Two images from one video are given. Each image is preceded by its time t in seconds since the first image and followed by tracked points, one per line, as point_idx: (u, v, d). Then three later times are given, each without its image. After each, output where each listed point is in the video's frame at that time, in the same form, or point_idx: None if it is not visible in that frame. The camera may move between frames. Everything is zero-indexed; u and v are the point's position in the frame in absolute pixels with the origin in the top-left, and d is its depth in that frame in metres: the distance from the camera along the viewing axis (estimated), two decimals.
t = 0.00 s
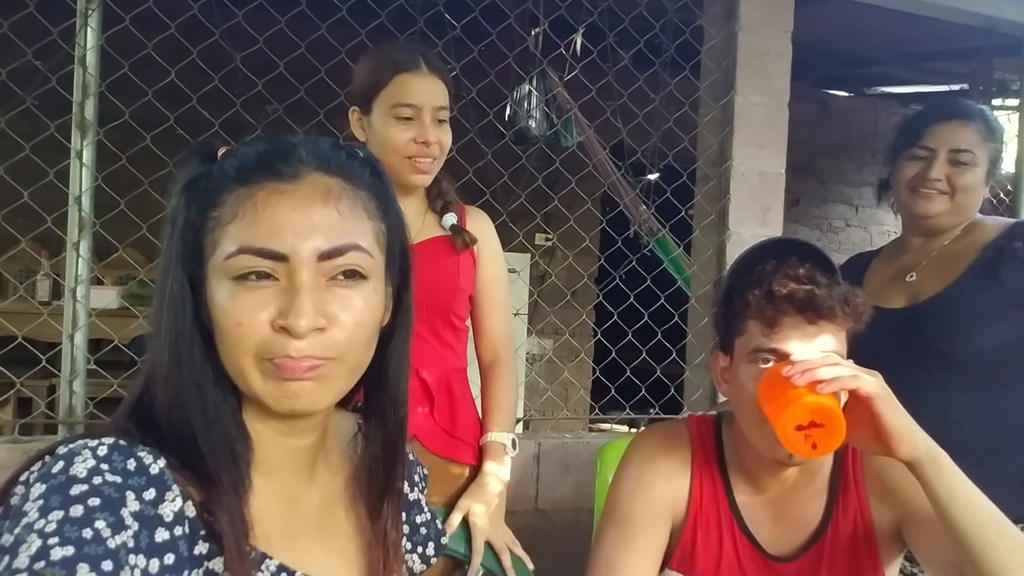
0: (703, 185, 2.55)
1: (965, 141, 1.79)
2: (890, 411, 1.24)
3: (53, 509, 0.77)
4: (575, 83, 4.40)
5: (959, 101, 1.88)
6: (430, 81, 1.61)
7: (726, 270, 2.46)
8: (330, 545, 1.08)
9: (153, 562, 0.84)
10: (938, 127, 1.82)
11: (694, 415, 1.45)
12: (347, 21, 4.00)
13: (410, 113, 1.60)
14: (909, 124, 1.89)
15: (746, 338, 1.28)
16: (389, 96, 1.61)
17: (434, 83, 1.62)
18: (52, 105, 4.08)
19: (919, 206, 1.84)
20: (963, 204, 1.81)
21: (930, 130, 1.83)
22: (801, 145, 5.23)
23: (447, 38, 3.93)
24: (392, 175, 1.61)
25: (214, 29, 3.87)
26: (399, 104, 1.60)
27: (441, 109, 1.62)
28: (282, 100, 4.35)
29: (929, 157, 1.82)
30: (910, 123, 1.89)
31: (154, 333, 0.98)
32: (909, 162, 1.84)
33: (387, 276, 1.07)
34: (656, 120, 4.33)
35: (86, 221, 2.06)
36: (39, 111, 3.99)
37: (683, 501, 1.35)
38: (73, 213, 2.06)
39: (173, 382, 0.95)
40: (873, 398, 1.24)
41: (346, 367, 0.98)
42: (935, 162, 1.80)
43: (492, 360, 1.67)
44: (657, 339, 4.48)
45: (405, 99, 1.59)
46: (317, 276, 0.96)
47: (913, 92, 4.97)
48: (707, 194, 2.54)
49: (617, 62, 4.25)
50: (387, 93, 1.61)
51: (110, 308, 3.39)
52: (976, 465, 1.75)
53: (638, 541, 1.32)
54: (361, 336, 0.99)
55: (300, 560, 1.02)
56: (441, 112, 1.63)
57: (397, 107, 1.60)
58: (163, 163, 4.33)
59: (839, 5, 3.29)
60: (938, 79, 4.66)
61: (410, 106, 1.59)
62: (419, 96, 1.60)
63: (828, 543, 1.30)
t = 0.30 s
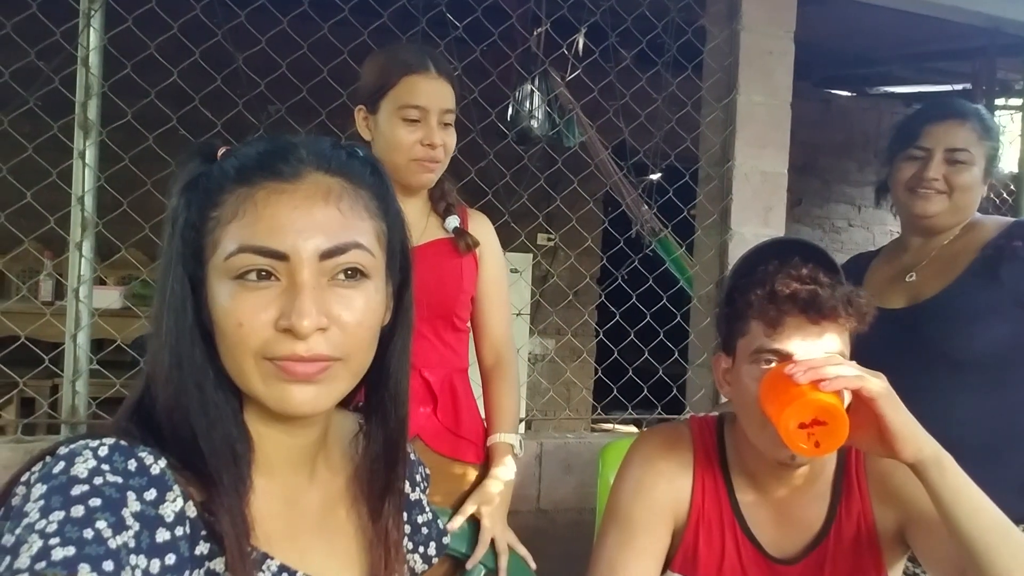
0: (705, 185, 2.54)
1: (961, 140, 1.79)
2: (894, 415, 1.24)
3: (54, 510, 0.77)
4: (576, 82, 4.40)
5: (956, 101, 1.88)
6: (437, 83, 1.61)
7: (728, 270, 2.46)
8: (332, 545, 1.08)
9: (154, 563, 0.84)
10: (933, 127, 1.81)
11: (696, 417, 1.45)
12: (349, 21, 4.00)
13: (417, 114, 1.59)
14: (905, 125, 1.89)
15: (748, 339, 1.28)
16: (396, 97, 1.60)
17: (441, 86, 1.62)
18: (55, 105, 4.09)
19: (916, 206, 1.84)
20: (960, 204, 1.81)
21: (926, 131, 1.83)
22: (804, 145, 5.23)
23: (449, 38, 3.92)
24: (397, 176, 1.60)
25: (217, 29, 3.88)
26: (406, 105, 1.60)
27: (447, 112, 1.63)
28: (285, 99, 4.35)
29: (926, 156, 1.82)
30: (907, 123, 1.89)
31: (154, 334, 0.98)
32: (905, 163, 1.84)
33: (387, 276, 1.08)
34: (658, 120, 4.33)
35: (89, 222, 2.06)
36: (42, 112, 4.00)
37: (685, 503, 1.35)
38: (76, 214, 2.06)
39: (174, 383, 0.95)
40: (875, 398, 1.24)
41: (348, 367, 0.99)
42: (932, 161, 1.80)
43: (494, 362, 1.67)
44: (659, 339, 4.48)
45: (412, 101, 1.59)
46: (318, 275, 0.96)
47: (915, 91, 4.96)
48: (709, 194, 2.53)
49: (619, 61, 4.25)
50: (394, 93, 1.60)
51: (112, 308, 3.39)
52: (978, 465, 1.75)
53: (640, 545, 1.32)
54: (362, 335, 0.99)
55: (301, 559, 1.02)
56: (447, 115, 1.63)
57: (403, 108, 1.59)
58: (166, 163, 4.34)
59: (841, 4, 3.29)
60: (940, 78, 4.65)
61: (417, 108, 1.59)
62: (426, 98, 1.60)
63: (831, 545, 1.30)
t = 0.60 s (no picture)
0: (707, 185, 2.54)
1: (961, 140, 1.79)
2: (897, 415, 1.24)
3: (56, 510, 0.77)
4: (578, 83, 4.41)
5: (955, 101, 1.88)
6: (444, 84, 1.61)
7: (730, 270, 2.46)
8: (334, 545, 1.08)
9: (156, 563, 0.84)
10: (931, 128, 1.81)
11: (697, 417, 1.45)
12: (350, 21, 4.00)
13: (422, 115, 1.59)
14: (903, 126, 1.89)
15: (752, 339, 1.28)
16: (402, 97, 1.61)
17: (447, 87, 1.62)
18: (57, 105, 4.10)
19: (916, 207, 1.84)
20: (959, 204, 1.81)
21: (924, 131, 1.83)
22: (805, 145, 5.22)
23: (450, 38, 3.93)
24: (401, 175, 1.61)
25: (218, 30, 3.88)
26: (412, 106, 1.60)
27: (453, 114, 1.62)
28: (286, 99, 4.35)
29: (925, 157, 1.82)
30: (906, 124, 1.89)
31: (156, 334, 0.98)
32: (905, 163, 1.84)
33: (388, 275, 1.08)
34: (660, 120, 4.33)
35: (91, 222, 2.06)
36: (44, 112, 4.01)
37: (687, 504, 1.35)
38: (79, 214, 2.06)
39: (176, 383, 0.95)
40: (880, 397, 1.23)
41: (349, 367, 0.99)
42: (931, 162, 1.80)
43: (497, 362, 1.67)
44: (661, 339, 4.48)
45: (418, 102, 1.59)
46: (318, 274, 0.96)
47: (917, 91, 4.95)
48: (711, 194, 2.53)
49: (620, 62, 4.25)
50: (400, 94, 1.60)
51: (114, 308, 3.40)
52: (980, 465, 1.75)
53: (642, 545, 1.32)
54: (363, 334, 0.99)
55: (303, 558, 1.03)
56: (453, 116, 1.63)
57: (409, 109, 1.59)
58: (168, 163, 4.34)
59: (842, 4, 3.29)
60: (942, 78, 4.65)
61: (422, 108, 1.59)
62: (432, 100, 1.60)
63: (834, 546, 1.30)
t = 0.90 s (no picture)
0: (709, 184, 2.54)
1: (962, 139, 1.79)
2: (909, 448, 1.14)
3: (58, 510, 0.77)
4: (580, 83, 4.41)
5: (956, 100, 1.87)
6: (450, 85, 1.62)
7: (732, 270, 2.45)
8: (336, 545, 1.08)
9: (157, 563, 0.84)
10: (933, 128, 1.81)
11: (701, 419, 1.45)
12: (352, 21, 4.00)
13: (428, 116, 1.60)
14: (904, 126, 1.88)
15: (754, 341, 1.28)
16: (408, 97, 1.61)
17: (454, 88, 1.62)
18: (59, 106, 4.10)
19: (917, 207, 1.84)
20: (961, 204, 1.80)
21: (925, 132, 1.82)
22: (808, 145, 5.22)
23: (452, 38, 3.92)
24: (406, 175, 1.61)
25: (221, 30, 3.88)
26: (419, 106, 1.60)
27: (459, 115, 1.63)
28: (289, 99, 4.36)
29: (926, 156, 1.81)
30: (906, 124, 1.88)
31: (158, 333, 0.98)
32: (906, 163, 1.84)
33: (390, 275, 1.07)
34: (662, 120, 4.33)
35: (93, 222, 2.06)
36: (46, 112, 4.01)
37: (689, 506, 1.35)
38: (80, 214, 2.06)
39: (178, 383, 0.96)
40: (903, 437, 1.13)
41: (350, 367, 0.99)
42: (932, 162, 1.80)
43: (501, 363, 1.67)
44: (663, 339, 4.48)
45: (424, 102, 1.59)
46: (320, 274, 0.96)
47: (920, 91, 4.94)
48: (712, 193, 2.53)
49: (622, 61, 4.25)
50: (407, 94, 1.60)
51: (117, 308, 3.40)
52: (982, 465, 1.75)
53: (644, 546, 1.32)
54: (365, 335, 0.99)
55: (304, 558, 1.03)
56: (459, 117, 1.63)
57: (415, 109, 1.59)
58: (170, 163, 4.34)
59: (845, 3, 3.28)
60: (945, 77, 4.64)
61: (429, 109, 1.59)
62: (439, 101, 1.60)
63: (837, 552, 1.29)
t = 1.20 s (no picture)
0: (711, 184, 2.54)
1: (964, 139, 1.78)
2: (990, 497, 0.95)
3: (58, 510, 0.77)
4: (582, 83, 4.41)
5: (959, 100, 1.87)
6: (454, 86, 1.62)
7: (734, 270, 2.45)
8: (338, 546, 1.08)
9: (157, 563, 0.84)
10: (934, 127, 1.81)
11: (702, 419, 1.45)
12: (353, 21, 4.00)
13: (431, 116, 1.60)
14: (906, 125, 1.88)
15: (750, 343, 1.28)
16: (411, 97, 1.61)
17: (458, 90, 1.62)
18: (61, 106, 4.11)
19: (920, 207, 1.84)
20: (963, 204, 1.80)
21: (926, 131, 1.82)
22: (810, 145, 5.21)
23: (453, 38, 3.92)
24: (406, 175, 1.60)
25: (222, 30, 3.88)
26: (422, 106, 1.60)
27: (462, 116, 1.62)
28: (290, 99, 4.36)
29: (928, 156, 1.81)
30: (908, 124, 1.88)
31: (158, 333, 0.98)
32: (907, 163, 1.83)
33: (390, 275, 1.07)
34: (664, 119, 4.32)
35: (95, 222, 2.07)
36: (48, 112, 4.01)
37: (691, 507, 1.35)
38: (83, 214, 2.07)
39: (178, 383, 0.96)
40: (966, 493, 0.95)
41: (351, 367, 0.99)
42: (934, 161, 1.79)
43: (503, 365, 1.67)
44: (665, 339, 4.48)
45: (428, 102, 1.60)
46: (320, 274, 0.96)
47: (922, 91, 4.93)
48: (714, 194, 2.53)
49: (624, 61, 4.25)
50: (411, 94, 1.61)
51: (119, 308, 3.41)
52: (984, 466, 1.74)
53: (647, 548, 1.33)
54: (365, 335, 0.99)
55: (306, 559, 1.03)
56: (462, 118, 1.63)
57: (418, 110, 1.60)
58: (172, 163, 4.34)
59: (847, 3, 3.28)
60: (947, 77, 4.63)
61: (432, 109, 1.59)
62: (443, 102, 1.60)
63: (843, 550, 1.29)
